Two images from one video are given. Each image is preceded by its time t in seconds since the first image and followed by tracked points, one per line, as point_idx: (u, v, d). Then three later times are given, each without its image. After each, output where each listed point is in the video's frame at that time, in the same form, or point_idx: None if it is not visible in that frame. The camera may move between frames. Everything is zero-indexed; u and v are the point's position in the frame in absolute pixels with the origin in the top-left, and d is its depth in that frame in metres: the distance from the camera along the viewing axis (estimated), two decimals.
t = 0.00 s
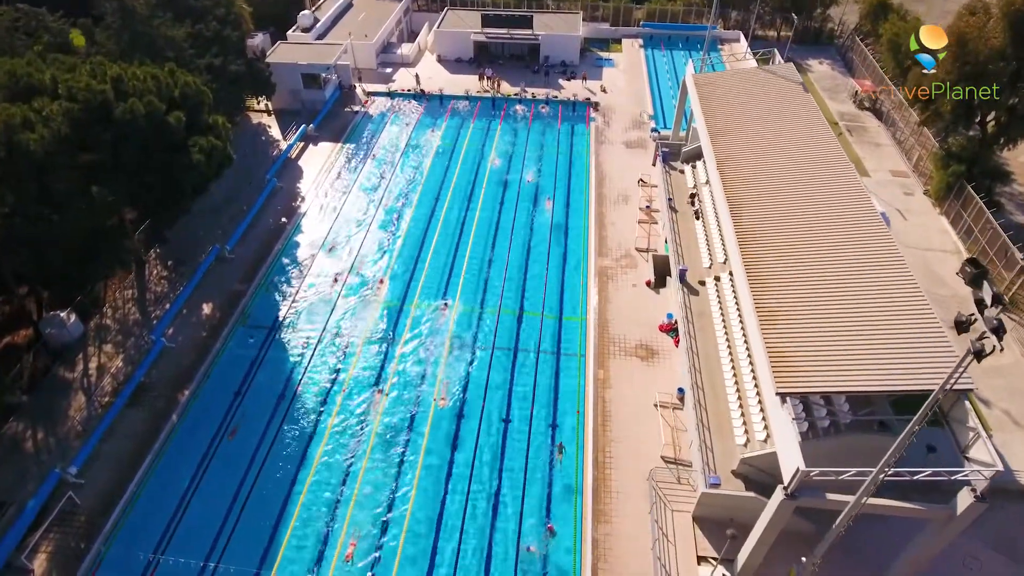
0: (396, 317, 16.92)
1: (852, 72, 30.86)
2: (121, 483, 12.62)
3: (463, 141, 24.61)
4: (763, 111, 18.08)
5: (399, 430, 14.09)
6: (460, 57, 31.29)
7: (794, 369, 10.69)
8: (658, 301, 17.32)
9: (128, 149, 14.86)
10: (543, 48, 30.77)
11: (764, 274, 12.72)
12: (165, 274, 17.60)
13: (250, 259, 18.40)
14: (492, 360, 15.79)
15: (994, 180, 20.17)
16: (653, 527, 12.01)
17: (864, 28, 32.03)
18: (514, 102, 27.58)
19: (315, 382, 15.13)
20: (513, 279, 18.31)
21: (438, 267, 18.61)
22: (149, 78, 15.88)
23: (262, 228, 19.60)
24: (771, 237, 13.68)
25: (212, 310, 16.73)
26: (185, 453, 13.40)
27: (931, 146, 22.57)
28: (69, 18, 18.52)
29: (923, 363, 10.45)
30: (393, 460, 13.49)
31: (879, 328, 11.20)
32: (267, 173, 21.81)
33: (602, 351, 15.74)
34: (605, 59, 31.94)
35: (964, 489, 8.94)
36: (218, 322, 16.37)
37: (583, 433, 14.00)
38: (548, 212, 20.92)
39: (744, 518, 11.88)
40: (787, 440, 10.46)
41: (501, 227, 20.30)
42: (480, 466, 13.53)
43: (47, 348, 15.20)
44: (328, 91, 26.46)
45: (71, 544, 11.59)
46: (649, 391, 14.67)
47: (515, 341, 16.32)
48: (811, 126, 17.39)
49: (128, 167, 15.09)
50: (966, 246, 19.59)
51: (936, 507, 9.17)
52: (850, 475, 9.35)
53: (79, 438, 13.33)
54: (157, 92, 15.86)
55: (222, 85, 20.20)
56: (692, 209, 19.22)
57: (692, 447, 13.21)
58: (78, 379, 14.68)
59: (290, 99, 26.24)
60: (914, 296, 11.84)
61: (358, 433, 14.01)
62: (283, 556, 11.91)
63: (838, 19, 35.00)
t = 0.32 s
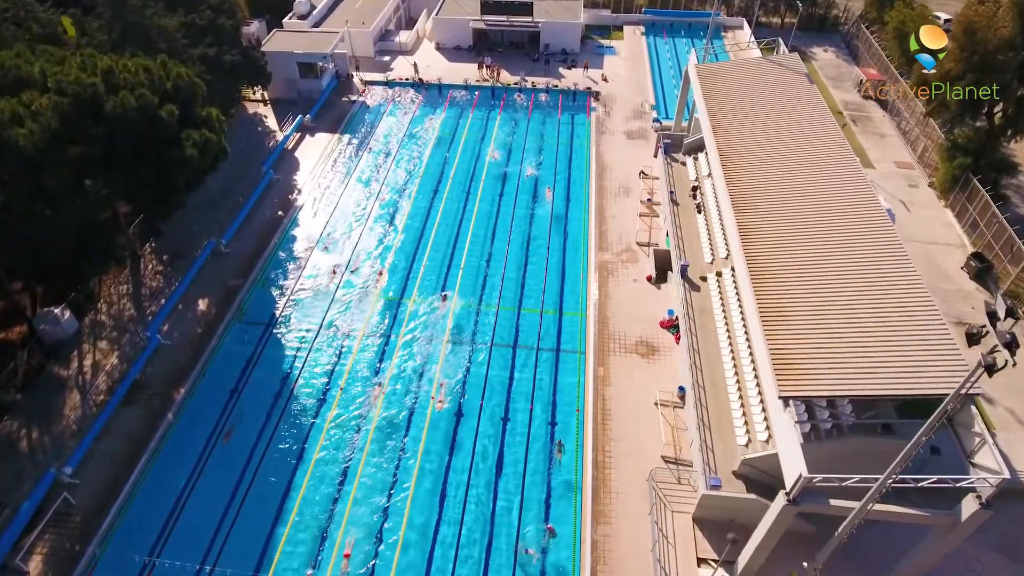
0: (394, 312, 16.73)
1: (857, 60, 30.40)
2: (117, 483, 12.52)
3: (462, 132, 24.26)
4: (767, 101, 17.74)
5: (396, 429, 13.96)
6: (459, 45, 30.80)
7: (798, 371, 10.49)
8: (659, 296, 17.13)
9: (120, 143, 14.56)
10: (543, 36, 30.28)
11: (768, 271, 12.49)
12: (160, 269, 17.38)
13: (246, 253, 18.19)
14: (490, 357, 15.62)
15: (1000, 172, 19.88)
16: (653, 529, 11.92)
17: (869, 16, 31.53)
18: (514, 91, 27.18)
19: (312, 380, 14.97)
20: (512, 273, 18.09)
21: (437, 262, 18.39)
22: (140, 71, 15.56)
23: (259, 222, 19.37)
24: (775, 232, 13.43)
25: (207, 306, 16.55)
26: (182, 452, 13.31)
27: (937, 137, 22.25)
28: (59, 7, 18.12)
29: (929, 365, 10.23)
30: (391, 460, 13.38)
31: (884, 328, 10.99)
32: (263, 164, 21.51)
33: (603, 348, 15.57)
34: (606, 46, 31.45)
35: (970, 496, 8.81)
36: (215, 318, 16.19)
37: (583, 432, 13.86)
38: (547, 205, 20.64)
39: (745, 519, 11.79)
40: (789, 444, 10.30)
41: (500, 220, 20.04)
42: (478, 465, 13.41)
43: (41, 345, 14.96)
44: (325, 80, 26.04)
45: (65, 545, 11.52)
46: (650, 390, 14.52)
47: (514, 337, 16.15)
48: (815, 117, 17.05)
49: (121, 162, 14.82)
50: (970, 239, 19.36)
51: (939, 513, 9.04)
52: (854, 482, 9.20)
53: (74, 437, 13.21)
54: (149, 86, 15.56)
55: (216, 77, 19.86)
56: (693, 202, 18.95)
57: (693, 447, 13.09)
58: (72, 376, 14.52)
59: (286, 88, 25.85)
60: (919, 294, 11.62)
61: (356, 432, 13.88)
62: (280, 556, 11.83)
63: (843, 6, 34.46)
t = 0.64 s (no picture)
0: (392, 310, 16.54)
1: (862, 49, 29.91)
2: (111, 487, 12.40)
3: (460, 124, 23.90)
4: (771, 94, 17.37)
5: (394, 430, 13.80)
6: (458, 33, 30.31)
7: (801, 377, 10.30)
8: (660, 293, 16.94)
9: (112, 140, 14.26)
10: (543, 25, 29.79)
11: (771, 271, 12.24)
12: (155, 265, 17.16)
13: (241, 249, 17.97)
14: (489, 357, 15.43)
15: (1006, 167, 19.60)
16: (653, 533, 11.83)
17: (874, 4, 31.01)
18: (513, 82, 26.76)
19: (309, 380, 14.82)
20: (511, 270, 17.87)
21: (435, 259, 18.16)
22: (131, 65, 15.20)
23: (255, 217, 19.14)
24: (778, 230, 13.15)
25: (202, 304, 16.35)
26: (178, 452, 13.23)
27: (943, 130, 21.91)
28: None
29: (934, 370, 10.04)
30: (388, 462, 13.24)
31: (890, 332, 10.77)
32: (259, 158, 21.19)
33: (602, 346, 15.41)
34: (607, 35, 30.96)
35: (975, 507, 8.65)
36: (210, 316, 16.00)
37: (582, 434, 13.73)
38: (547, 200, 20.36)
39: (744, 523, 11.70)
40: (792, 451, 10.13)
41: (499, 216, 19.77)
42: (476, 467, 13.29)
43: (35, 344, 14.79)
44: (322, 70, 25.61)
45: (59, 551, 11.45)
46: (650, 390, 14.39)
47: (513, 336, 15.96)
48: (819, 110, 16.71)
49: (112, 160, 14.51)
50: (975, 235, 19.13)
51: (943, 523, 8.92)
52: (857, 494, 9.01)
53: (68, 439, 13.09)
54: (141, 80, 15.22)
55: (210, 69, 19.53)
56: (695, 197, 18.68)
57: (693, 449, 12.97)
58: (66, 376, 14.36)
59: (282, 78, 25.42)
60: (924, 296, 11.39)
61: (354, 434, 13.72)
62: (276, 560, 11.76)
63: None
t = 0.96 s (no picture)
0: (389, 308, 16.35)
1: (867, 38, 29.41)
2: (106, 490, 12.31)
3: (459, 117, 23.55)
4: (774, 87, 17.02)
5: (390, 432, 13.68)
6: (456, 22, 29.82)
7: (803, 382, 10.12)
8: (660, 291, 16.75)
9: (102, 138, 13.99)
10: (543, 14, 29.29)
11: (774, 272, 12.01)
12: (149, 263, 16.96)
13: (237, 246, 17.74)
14: (486, 356, 15.27)
15: (1013, 161, 19.29)
16: (652, 539, 11.75)
17: None
18: (513, 72, 26.37)
19: (306, 380, 14.67)
20: (509, 268, 17.66)
21: (432, 255, 17.94)
22: (121, 61, 14.91)
23: (250, 212, 18.91)
24: (781, 229, 12.91)
25: (198, 302, 16.16)
26: (173, 456, 13.11)
27: (949, 123, 21.56)
28: None
29: (939, 377, 9.86)
30: (385, 464, 13.13)
31: (893, 336, 10.58)
32: (254, 152, 20.88)
33: (602, 347, 15.24)
34: (608, 24, 30.47)
35: (979, 519, 8.55)
36: (205, 315, 15.82)
37: (580, 436, 13.62)
38: (546, 195, 20.09)
39: (744, 528, 11.61)
40: (794, 461, 10.00)
41: (498, 211, 19.51)
42: (474, 469, 13.18)
43: (29, 344, 14.69)
44: (318, 61, 25.19)
45: (54, 556, 11.37)
46: (650, 391, 14.24)
47: (511, 336, 15.80)
48: (824, 104, 16.36)
49: (103, 157, 14.23)
50: (980, 231, 18.87)
51: (945, 535, 8.81)
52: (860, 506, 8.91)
53: (62, 441, 12.97)
54: (131, 76, 14.93)
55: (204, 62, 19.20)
56: (697, 192, 18.40)
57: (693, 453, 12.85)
58: (60, 377, 14.21)
59: (278, 70, 25.01)
60: (929, 298, 11.18)
61: (350, 436, 13.61)
62: (273, 564, 11.71)
63: None
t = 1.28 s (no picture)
0: (386, 307, 16.17)
1: (872, 30, 28.99)
2: (101, 494, 12.22)
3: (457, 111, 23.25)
4: (777, 81, 16.73)
5: (387, 433, 13.56)
6: (455, 14, 29.41)
7: (805, 389, 9.97)
8: (660, 290, 16.60)
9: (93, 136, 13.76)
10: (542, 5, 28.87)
11: (775, 273, 11.81)
12: (144, 261, 16.79)
13: (233, 244, 17.55)
14: (484, 357, 15.12)
15: (1018, 158, 19.04)
16: (651, 544, 11.68)
17: None
18: (512, 65, 26.02)
19: (302, 381, 14.53)
20: (507, 266, 17.46)
21: (430, 253, 17.73)
22: (112, 57, 14.67)
23: (246, 208, 18.71)
24: (783, 229, 12.69)
25: (193, 301, 16.01)
26: (168, 460, 12.98)
27: (953, 117, 21.28)
28: None
29: (944, 384, 9.70)
30: (382, 467, 13.02)
31: (897, 341, 10.41)
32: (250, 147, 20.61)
33: (601, 347, 15.10)
34: (609, 15, 30.05)
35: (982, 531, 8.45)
36: (200, 314, 15.67)
37: (579, 438, 13.51)
38: (546, 191, 19.85)
39: (744, 532, 11.54)
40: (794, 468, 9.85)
41: (496, 208, 19.27)
42: (471, 473, 13.06)
43: (23, 344, 14.56)
44: (314, 54, 24.83)
45: (48, 562, 11.30)
46: (650, 393, 14.13)
47: (510, 335, 15.65)
48: (827, 99, 16.08)
49: (94, 156, 14.01)
50: (983, 229, 18.66)
51: (948, 545, 8.72)
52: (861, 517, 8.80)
53: (57, 444, 12.88)
54: (123, 73, 14.70)
55: (198, 56, 18.90)
56: (698, 189, 18.17)
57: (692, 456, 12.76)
58: (55, 378, 14.09)
59: (274, 62, 24.67)
60: (932, 302, 11.00)
61: (347, 438, 13.48)
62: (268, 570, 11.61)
63: None
